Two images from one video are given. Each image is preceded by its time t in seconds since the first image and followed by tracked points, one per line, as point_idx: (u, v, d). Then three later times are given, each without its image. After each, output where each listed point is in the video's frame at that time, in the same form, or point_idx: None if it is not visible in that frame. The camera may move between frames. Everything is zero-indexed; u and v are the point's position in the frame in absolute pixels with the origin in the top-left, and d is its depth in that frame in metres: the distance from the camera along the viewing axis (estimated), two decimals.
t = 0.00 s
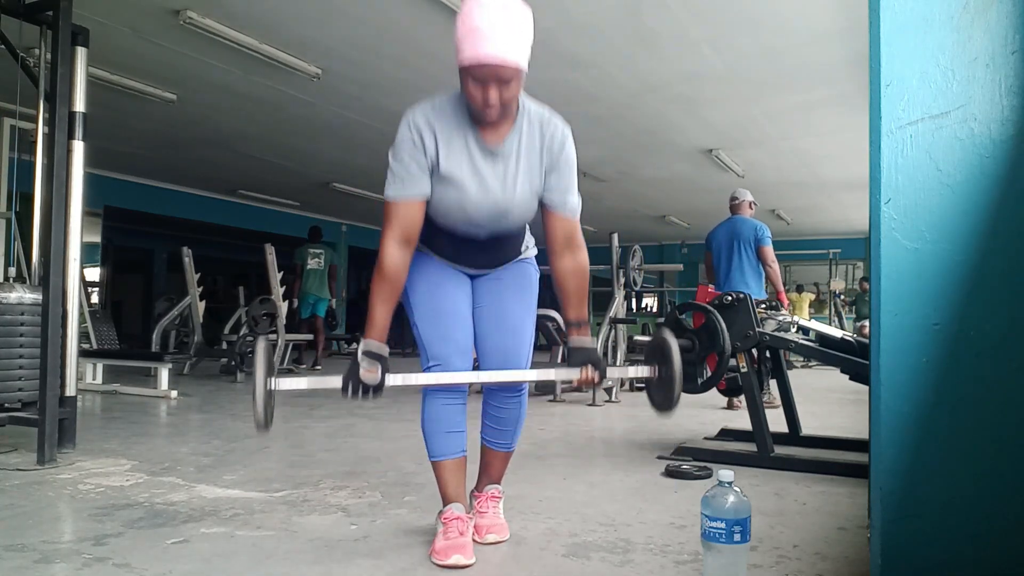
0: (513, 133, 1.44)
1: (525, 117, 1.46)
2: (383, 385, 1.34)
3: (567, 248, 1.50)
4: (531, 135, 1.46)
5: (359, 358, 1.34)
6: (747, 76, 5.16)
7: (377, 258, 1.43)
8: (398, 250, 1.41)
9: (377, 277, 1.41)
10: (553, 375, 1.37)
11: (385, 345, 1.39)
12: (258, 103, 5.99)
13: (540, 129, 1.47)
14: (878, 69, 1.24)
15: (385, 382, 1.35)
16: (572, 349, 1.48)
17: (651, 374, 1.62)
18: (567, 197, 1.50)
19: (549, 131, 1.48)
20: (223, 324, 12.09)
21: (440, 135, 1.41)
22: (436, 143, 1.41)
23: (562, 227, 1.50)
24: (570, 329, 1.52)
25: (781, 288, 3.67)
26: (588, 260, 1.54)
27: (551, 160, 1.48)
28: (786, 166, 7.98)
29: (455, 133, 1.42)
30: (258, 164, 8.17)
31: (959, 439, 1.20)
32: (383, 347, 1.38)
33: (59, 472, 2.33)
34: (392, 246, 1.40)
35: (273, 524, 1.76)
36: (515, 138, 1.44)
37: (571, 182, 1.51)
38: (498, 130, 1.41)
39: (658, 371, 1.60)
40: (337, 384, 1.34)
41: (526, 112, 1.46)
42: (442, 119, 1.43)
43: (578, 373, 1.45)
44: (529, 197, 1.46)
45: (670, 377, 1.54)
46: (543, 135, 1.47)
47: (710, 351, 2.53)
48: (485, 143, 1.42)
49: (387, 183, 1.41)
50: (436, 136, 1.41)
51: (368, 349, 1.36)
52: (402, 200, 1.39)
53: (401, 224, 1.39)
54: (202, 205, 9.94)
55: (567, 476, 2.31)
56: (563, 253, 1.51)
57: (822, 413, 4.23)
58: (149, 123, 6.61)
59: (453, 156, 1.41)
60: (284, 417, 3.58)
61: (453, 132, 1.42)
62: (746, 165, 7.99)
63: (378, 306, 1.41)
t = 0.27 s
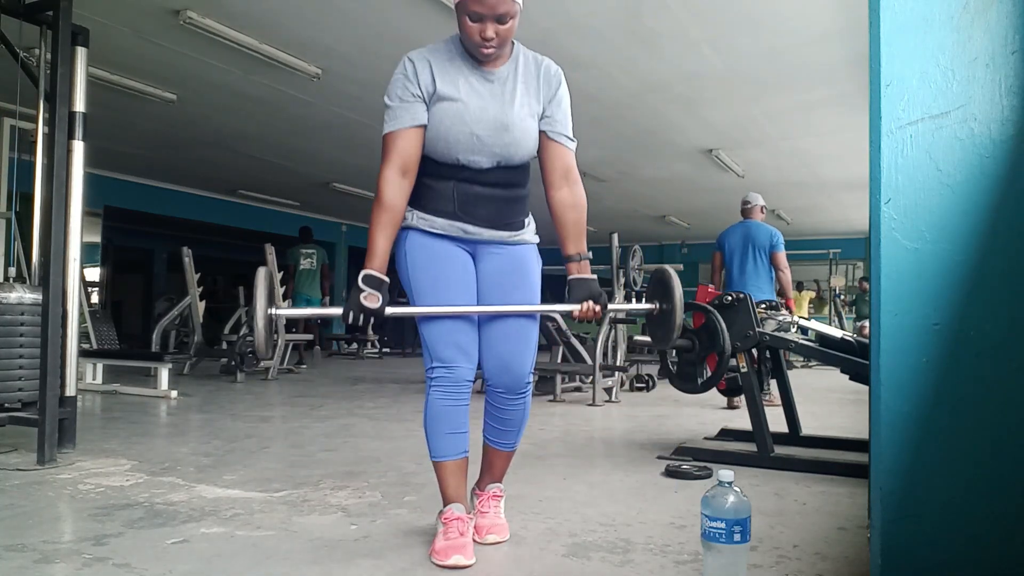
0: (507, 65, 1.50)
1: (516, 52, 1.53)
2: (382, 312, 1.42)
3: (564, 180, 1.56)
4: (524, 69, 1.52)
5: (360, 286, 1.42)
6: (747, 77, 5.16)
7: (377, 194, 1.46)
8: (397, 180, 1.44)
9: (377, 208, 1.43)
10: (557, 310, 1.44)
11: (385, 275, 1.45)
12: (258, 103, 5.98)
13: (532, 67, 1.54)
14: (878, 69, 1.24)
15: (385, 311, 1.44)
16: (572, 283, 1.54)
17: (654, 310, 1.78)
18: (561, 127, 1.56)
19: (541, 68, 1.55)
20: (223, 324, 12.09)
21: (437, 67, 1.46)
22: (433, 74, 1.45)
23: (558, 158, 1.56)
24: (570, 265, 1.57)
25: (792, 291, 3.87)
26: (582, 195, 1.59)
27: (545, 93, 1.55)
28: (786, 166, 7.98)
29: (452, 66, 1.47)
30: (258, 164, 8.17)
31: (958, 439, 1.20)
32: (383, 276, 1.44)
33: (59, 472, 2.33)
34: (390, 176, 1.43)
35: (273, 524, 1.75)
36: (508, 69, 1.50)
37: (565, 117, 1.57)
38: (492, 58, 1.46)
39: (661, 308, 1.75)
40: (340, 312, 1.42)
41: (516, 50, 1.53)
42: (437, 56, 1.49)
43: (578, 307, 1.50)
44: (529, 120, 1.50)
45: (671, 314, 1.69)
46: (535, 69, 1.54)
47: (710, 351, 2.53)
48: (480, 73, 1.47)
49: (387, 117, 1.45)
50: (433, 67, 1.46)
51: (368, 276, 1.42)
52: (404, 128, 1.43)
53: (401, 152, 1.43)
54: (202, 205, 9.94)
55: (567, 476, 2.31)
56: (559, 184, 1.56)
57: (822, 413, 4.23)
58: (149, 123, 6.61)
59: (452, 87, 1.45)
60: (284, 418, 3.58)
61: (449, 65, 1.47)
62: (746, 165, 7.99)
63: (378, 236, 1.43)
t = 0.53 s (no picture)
0: (505, 60, 1.52)
1: (515, 48, 1.54)
2: (383, 304, 1.43)
3: (563, 173, 1.57)
4: (522, 64, 1.54)
5: (360, 278, 1.43)
6: (747, 76, 5.15)
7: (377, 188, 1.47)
8: (397, 173, 1.45)
9: (376, 200, 1.45)
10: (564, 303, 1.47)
11: (386, 267, 1.46)
12: (258, 103, 5.98)
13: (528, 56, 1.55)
14: (879, 68, 1.24)
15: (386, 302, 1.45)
16: (572, 275, 1.55)
17: (653, 300, 1.79)
18: (560, 119, 1.58)
19: (540, 60, 1.56)
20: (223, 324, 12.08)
21: (436, 61, 1.48)
22: (432, 67, 1.47)
23: (557, 150, 1.57)
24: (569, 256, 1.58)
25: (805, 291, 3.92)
26: (581, 187, 1.60)
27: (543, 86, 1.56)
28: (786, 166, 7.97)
29: (450, 60, 1.49)
30: (258, 163, 8.17)
31: (958, 438, 1.20)
32: (384, 268, 1.46)
33: (59, 472, 2.33)
34: (389, 170, 1.44)
35: (273, 524, 1.75)
36: (506, 63, 1.52)
37: (563, 108, 1.58)
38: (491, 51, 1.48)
39: (661, 298, 1.76)
40: (341, 304, 1.43)
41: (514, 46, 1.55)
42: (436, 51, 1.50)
43: (578, 299, 1.52)
44: (528, 111, 1.51)
45: (671, 306, 1.71)
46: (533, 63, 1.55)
47: (710, 350, 2.52)
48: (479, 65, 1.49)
49: (386, 110, 1.47)
50: (432, 61, 1.48)
51: (370, 267, 1.43)
52: (403, 120, 1.45)
53: (401, 143, 1.45)
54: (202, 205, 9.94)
55: (567, 476, 2.31)
56: (558, 176, 1.56)
57: (822, 413, 4.22)
58: (149, 123, 6.61)
59: (451, 81, 1.47)
60: (284, 418, 3.58)
61: (448, 59, 1.49)
62: (746, 165, 7.98)
63: (379, 228, 1.44)
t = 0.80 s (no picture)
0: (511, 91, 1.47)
1: (522, 76, 1.49)
2: (383, 335, 1.43)
3: (566, 203, 1.56)
4: (528, 94, 1.50)
5: (360, 309, 1.42)
6: (747, 77, 5.15)
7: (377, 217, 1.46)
8: (398, 206, 1.44)
9: (378, 232, 1.44)
10: (558, 328, 1.45)
11: (386, 298, 1.45)
12: (258, 103, 5.98)
13: (534, 85, 1.51)
14: (878, 68, 1.24)
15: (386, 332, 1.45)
16: (572, 302, 1.56)
17: (653, 326, 1.78)
18: (564, 151, 1.55)
19: (545, 89, 1.52)
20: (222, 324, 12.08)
21: (439, 92, 1.44)
22: (436, 100, 1.44)
23: (560, 180, 1.56)
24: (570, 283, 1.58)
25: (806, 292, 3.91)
26: (584, 216, 1.60)
27: (548, 116, 1.53)
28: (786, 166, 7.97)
29: (454, 91, 1.45)
30: (258, 164, 8.17)
31: (959, 438, 1.20)
32: (384, 299, 1.45)
33: (59, 472, 2.33)
34: (391, 203, 1.43)
35: (273, 524, 1.75)
36: (512, 95, 1.48)
37: (566, 138, 1.56)
38: (496, 85, 1.43)
39: (660, 325, 1.75)
40: (341, 334, 1.43)
41: (522, 72, 1.50)
42: (440, 78, 1.46)
43: (578, 326, 1.52)
44: (530, 150, 1.48)
45: (671, 333, 1.70)
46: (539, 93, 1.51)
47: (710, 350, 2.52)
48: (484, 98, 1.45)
49: (387, 141, 1.44)
50: (435, 92, 1.44)
51: (369, 300, 1.43)
52: (404, 154, 1.43)
53: (401, 178, 1.43)
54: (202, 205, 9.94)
55: (567, 476, 2.31)
56: (561, 206, 1.56)
57: (823, 413, 4.22)
58: (148, 123, 6.60)
59: (454, 114, 1.44)
60: (284, 417, 3.58)
61: (451, 90, 1.45)
62: (746, 165, 7.98)
63: (379, 260, 1.44)
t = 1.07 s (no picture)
0: (518, 172, 1.41)
1: (532, 153, 1.43)
2: (383, 409, 1.36)
3: (567, 275, 1.51)
4: (536, 172, 1.43)
5: (357, 384, 1.36)
6: (747, 77, 5.15)
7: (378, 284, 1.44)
8: (399, 280, 1.42)
9: (378, 306, 1.42)
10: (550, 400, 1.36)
11: (384, 371, 1.40)
12: (258, 103, 5.98)
13: (545, 163, 1.44)
14: (878, 68, 1.23)
15: (385, 407, 1.37)
16: (572, 372, 1.47)
17: (652, 397, 1.60)
18: (569, 225, 1.49)
19: (554, 164, 1.45)
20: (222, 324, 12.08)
21: (444, 169, 1.40)
22: (440, 178, 1.39)
23: (562, 253, 1.49)
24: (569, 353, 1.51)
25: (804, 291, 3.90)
26: (588, 286, 1.54)
27: (554, 192, 1.47)
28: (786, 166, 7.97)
29: (460, 171, 1.40)
30: (258, 164, 8.17)
31: (959, 437, 1.20)
32: (382, 373, 1.39)
33: (59, 472, 2.33)
34: (393, 275, 1.41)
35: (273, 524, 1.76)
36: (519, 176, 1.42)
37: (570, 212, 1.49)
38: (503, 172, 1.38)
39: (659, 395, 1.58)
40: (337, 409, 1.36)
41: (531, 147, 1.42)
42: (445, 151, 1.40)
43: (578, 397, 1.44)
44: (529, 229, 1.47)
45: (670, 403, 1.53)
46: (548, 169, 1.45)
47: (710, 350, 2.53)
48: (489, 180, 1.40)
49: (389, 214, 1.40)
50: (440, 171, 1.39)
51: (366, 375, 1.37)
52: (406, 232, 1.39)
53: (403, 255, 1.40)
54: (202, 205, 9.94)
55: (567, 476, 2.31)
56: (562, 280, 1.51)
57: (823, 413, 4.22)
58: (148, 123, 6.60)
59: (457, 197, 1.40)
60: (284, 418, 3.58)
61: (457, 168, 1.40)
62: (746, 165, 7.98)
63: (378, 333, 1.41)
